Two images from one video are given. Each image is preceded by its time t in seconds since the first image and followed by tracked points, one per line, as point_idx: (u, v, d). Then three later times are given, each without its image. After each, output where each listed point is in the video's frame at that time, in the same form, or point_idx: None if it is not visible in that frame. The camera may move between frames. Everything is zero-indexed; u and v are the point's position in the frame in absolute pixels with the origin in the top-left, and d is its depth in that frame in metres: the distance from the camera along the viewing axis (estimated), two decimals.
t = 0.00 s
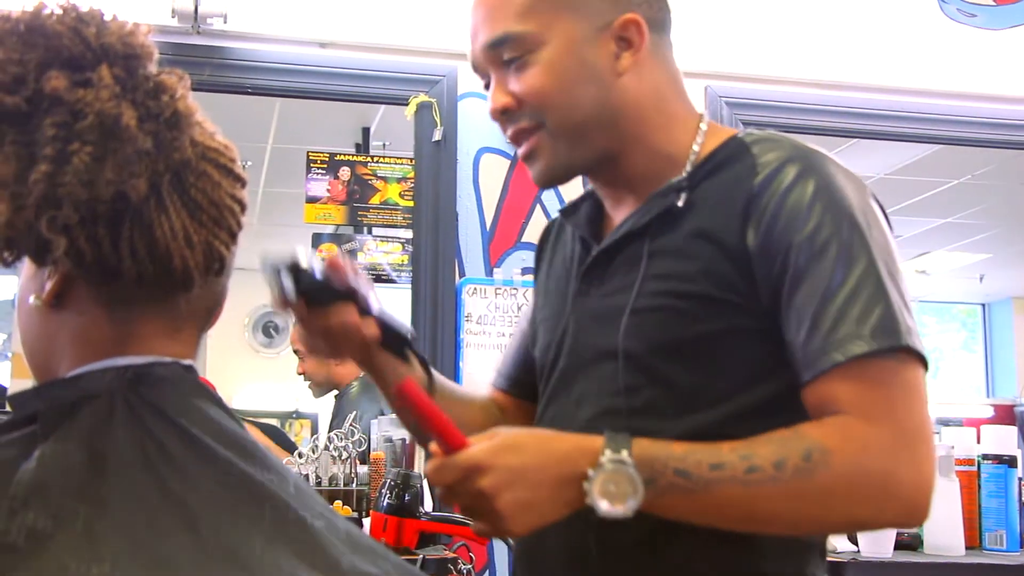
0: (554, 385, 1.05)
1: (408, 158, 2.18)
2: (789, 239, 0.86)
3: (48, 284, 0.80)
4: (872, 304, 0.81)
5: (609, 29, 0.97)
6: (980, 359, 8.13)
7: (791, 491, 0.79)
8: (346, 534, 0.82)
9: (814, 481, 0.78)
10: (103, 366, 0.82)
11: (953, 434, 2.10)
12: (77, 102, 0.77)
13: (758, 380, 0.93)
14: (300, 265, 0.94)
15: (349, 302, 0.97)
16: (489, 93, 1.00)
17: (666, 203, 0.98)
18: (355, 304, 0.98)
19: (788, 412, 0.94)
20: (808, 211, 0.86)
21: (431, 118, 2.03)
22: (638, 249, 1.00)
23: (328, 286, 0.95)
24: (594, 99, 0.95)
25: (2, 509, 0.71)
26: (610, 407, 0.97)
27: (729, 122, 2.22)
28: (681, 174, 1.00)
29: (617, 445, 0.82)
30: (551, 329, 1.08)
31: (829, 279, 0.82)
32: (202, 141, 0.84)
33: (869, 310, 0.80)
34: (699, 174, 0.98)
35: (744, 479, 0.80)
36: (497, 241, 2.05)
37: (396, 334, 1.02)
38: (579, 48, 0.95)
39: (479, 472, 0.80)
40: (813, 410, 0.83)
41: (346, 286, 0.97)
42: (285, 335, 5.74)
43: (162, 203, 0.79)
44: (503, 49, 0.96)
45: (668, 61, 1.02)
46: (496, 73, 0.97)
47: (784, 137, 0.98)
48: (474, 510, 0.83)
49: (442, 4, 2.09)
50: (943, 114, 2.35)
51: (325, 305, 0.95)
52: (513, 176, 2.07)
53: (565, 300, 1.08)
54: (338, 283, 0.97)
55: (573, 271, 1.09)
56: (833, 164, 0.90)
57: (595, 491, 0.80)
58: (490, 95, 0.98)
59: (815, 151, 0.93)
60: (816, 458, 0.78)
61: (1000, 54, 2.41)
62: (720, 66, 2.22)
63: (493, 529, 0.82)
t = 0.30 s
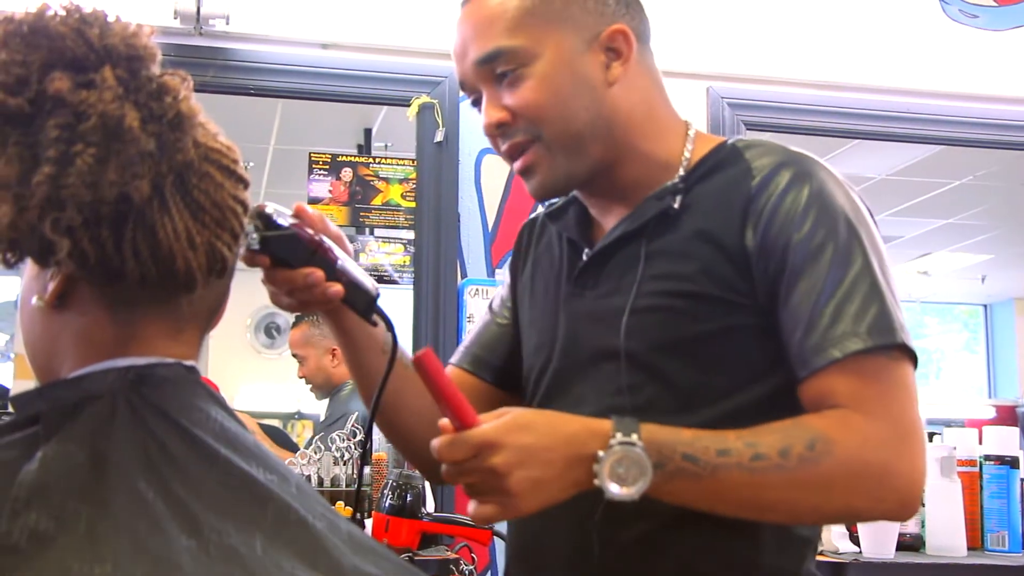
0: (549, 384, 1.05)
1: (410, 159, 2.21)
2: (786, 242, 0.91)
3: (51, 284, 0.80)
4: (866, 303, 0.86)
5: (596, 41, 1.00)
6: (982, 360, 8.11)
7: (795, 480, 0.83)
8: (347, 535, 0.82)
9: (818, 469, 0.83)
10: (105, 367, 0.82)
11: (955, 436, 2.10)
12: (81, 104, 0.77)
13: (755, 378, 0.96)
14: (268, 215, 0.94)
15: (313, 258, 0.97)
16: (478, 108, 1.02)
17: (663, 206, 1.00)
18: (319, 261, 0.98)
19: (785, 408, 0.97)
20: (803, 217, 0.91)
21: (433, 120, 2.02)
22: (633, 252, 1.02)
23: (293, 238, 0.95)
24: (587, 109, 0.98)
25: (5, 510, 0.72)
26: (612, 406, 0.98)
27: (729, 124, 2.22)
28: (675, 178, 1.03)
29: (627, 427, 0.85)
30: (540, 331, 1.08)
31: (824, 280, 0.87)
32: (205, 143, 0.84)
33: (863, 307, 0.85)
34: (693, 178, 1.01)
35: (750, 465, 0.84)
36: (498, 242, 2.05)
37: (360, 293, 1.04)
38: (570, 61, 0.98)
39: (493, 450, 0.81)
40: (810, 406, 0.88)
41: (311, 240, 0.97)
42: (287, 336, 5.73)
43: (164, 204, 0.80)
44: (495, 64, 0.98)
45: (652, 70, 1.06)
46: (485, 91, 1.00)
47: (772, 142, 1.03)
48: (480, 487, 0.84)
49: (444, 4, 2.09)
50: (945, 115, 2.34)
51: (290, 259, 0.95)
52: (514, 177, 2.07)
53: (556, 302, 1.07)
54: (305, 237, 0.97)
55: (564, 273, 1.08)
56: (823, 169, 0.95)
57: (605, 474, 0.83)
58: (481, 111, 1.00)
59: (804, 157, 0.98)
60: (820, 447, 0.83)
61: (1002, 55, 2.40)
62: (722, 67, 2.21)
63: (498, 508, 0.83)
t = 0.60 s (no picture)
0: (545, 388, 1.05)
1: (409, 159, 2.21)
2: (785, 252, 0.91)
3: (48, 285, 0.80)
4: (866, 313, 0.86)
5: (597, 43, 1.00)
6: (980, 361, 8.12)
7: (800, 490, 0.84)
8: (345, 537, 0.82)
9: (822, 479, 0.83)
10: (103, 368, 0.82)
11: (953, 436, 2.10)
12: (77, 104, 0.77)
13: (752, 385, 0.96)
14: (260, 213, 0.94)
15: (304, 258, 0.98)
16: (477, 106, 1.02)
17: (661, 212, 1.00)
18: (310, 261, 0.98)
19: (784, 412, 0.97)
20: (803, 226, 0.91)
21: (432, 120, 2.03)
22: (632, 257, 1.02)
23: (285, 238, 0.96)
24: (586, 109, 0.98)
25: (3, 511, 0.71)
26: (611, 411, 0.98)
27: (729, 124, 2.22)
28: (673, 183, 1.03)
29: (633, 439, 0.85)
30: (535, 332, 1.08)
31: (824, 291, 0.87)
32: (203, 143, 0.84)
33: (863, 318, 0.86)
34: (691, 183, 1.01)
35: (755, 476, 0.84)
36: (497, 243, 2.05)
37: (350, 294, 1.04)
38: (571, 61, 0.98)
39: (502, 463, 0.81)
40: (811, 414, 0.88)
41: (303, 240, 0.98)
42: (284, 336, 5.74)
43: (162, 205, 0.80)
44: (495, 64, 0.98)
45: (652, 73, 1.06)
46: (485, 89, 0.99)
47: (769, 148, 1.03)
48: (487, 498, 0.83)
49: (442, 5, 2.09)
50: (943, 116, 2.35)
51: (281, 259, 0.96)
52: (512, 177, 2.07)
53: (551, 301, 1.07)
54: (296, 237, 0.97)
55: (559, 273, 1.08)
56: (822, 178, 0.95)
57: (614, 486, 0.83)
58: (480, 110, 1.00)
59: (802, 164, 0.98)
60: (825, 457, 0.83)
61: (1000, 56, 2.40)
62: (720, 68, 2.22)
63: (506, 520, 0.83)
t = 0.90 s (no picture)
0: (547, 389, 1.05)
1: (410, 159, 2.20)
2: (785, 252, 0.91)
3: (49, 286, 0.80)
4: (866, 313, 0.86)
5: (594, 45, 1.00)
6: (982, 361, 8.11)
7: (802, 490, 0.84)
8: (346, 537, 0.82)
9: (825, 478, 0.83)
10: (104, 368, 0.82)
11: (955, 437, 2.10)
12: (74, 104, 0.77)
13: (754, 385, 0.96)
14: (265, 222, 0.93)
15: (308, 268, 0.97)
16: (476, 112, 1.02)
17: (662, 212, 1.00)
18: (315, 269, 0.98)
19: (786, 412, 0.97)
20: (802, 225, 0.91)
21: (433, 121, 2.02)
22: (633, 257, 1.02)
23: (290, 248, 0.95)
24: (584, 113, 0.98)
25: (5, 511, 0.72)
26: (612, 413, 0.98)
27: (727, 126, 2.22)
28: (673, 183, 1.03)
29: (635, 440, 0.85)
30: (540, 331, 1.08)
31: (824, 291, 0.87)
32: (200, 142, 0.84)
33: (864, 317, 0.86)
34: (691, 183, 1.01)
35: (757, 476, 0.84)
36: (498, 243, 2.05)
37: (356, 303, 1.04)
38: (568, 64, 0.98)
39: (503, 465, 0.81)
40: (812, 413, 0.88)
41: (307, 249, 0.97)
42: (286, 336, 5.74)
43: (161, 205, 0.80)
44: (492, 70, 0.98)
45: (650, 72, 1.06)
46: (484, 96, 0.99)
47: (769, 147, 1.03)
48: (488, 500, 0.83)
49: (441, 5, 2.09)
50: (944, 116, 2.34)
51: (285, 268, 0.95)
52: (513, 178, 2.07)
53: (553, 304, 1.08)
54: (300, 245, 0.97)
55: (561, 274, 1.08)
56: (821, 176, 0.95)
57: (614, 487, 0.83)
58: (479, 116, 1.00)
59: (802, 162, 0.98)
60: (826, 456, 0.83)
61: (1002, 56, 2.40)
62: (721, 68, 2.22)
63: (506, 521, 0.83)
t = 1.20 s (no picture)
0: (551, 387, 1.05)
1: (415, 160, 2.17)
2: (787, 249, 0.91)
3: (56, 288, 0.80)
4: (869, 309, 0.86)
5: (594, 45, 1.00)
6: (988, 361, 8.10)
7: (807, 487, 0.84)
8: (352, 537, 0.82)
9: (829, 474, 0.83)
10: (111, 370, 0.82)
11: (961, 437, 2.10)
12: (81, 107, 0.77)
13: (758, 383, 0.96)
14: (273, 228, 0.93)
15: (319, 269, 0.99)
16: (480, 117, 1.02)
17: (663, 209, 1.00)
18: (325, 270, 1.00)
19: (793, 411, 0.96)
20: (804, 222, 0.91)
21: (437, 122, 2.03)
22: (636, 255, 1.02)
23: (301, 251, 0.97)
24: (588, 114, 0.98)
25: (14, 514, 0.72)
26: (617, 411, 0.98)
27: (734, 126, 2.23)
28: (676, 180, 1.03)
29: (638, 437, 0.85)
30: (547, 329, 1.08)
31: (826, 288, 0.87)
32: (207, 144, 0.84)
33: (866, 314, 0.86)
34: (694, 180, 1.01)
35: (761, 473, 0.84)
36: (503, 243, 2.04)
37: (365, 297, 1.08)
38: (570, 65, 0.98)
39: (505, 462, 0.81)
40: (815, 411, 0.88)
41: (317, 251, 0.99)
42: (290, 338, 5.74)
43: (167, 207, 0.80)
44: (495, 73, 0.98)
45: (652, 71, 1.06)
46: (487, 100, 1.00)
47: (772, 144, 1.02)
48: (490, 498, 0.83)
49: (446, 6, 2.09)
50: (949, 115, 2.34)
51: (297, 272, 0.97)
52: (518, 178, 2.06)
53: (557, 304, 1.08)
54: (311, 248, 0.98)
55: (566, 274, 1.08)
56: (823, 172, 0.95)
57: (616, 485, 0.83)
58: (483, 119, 1.00)
59: (805, 159, 0.98)
60: (830, 453, 0.83)
61: (1007, 55, 2.39)
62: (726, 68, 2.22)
63: (508, 519, 0.83)
